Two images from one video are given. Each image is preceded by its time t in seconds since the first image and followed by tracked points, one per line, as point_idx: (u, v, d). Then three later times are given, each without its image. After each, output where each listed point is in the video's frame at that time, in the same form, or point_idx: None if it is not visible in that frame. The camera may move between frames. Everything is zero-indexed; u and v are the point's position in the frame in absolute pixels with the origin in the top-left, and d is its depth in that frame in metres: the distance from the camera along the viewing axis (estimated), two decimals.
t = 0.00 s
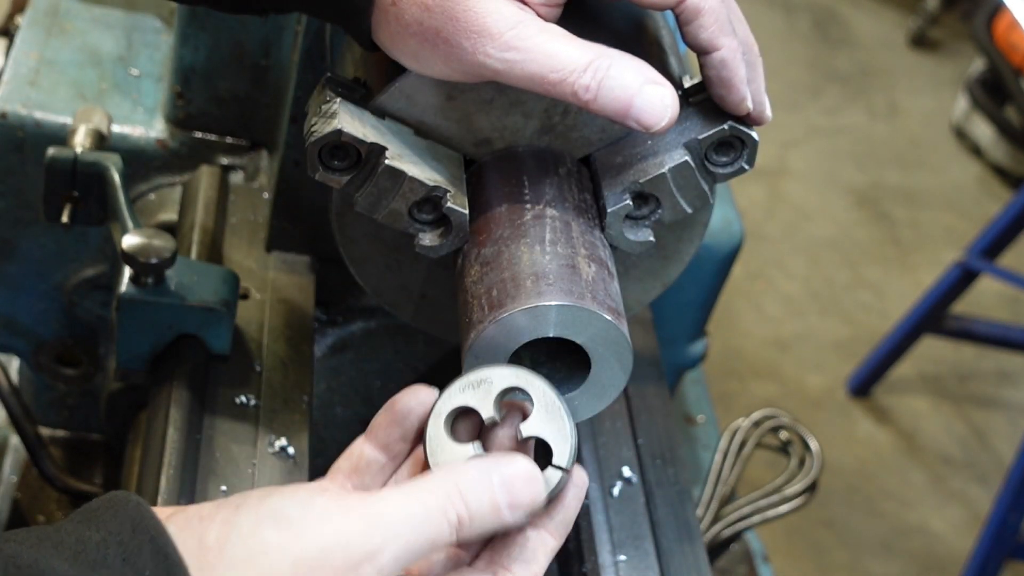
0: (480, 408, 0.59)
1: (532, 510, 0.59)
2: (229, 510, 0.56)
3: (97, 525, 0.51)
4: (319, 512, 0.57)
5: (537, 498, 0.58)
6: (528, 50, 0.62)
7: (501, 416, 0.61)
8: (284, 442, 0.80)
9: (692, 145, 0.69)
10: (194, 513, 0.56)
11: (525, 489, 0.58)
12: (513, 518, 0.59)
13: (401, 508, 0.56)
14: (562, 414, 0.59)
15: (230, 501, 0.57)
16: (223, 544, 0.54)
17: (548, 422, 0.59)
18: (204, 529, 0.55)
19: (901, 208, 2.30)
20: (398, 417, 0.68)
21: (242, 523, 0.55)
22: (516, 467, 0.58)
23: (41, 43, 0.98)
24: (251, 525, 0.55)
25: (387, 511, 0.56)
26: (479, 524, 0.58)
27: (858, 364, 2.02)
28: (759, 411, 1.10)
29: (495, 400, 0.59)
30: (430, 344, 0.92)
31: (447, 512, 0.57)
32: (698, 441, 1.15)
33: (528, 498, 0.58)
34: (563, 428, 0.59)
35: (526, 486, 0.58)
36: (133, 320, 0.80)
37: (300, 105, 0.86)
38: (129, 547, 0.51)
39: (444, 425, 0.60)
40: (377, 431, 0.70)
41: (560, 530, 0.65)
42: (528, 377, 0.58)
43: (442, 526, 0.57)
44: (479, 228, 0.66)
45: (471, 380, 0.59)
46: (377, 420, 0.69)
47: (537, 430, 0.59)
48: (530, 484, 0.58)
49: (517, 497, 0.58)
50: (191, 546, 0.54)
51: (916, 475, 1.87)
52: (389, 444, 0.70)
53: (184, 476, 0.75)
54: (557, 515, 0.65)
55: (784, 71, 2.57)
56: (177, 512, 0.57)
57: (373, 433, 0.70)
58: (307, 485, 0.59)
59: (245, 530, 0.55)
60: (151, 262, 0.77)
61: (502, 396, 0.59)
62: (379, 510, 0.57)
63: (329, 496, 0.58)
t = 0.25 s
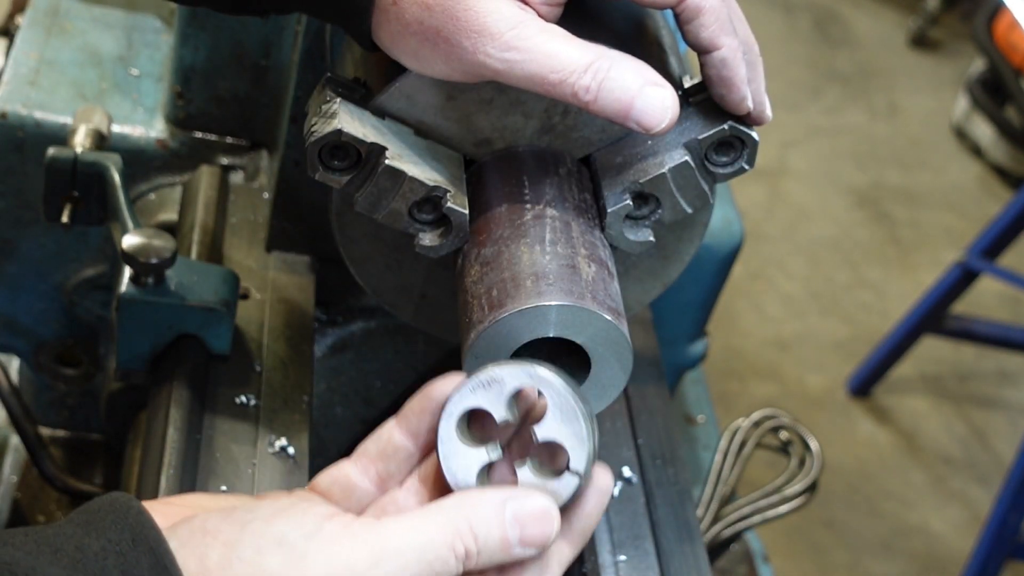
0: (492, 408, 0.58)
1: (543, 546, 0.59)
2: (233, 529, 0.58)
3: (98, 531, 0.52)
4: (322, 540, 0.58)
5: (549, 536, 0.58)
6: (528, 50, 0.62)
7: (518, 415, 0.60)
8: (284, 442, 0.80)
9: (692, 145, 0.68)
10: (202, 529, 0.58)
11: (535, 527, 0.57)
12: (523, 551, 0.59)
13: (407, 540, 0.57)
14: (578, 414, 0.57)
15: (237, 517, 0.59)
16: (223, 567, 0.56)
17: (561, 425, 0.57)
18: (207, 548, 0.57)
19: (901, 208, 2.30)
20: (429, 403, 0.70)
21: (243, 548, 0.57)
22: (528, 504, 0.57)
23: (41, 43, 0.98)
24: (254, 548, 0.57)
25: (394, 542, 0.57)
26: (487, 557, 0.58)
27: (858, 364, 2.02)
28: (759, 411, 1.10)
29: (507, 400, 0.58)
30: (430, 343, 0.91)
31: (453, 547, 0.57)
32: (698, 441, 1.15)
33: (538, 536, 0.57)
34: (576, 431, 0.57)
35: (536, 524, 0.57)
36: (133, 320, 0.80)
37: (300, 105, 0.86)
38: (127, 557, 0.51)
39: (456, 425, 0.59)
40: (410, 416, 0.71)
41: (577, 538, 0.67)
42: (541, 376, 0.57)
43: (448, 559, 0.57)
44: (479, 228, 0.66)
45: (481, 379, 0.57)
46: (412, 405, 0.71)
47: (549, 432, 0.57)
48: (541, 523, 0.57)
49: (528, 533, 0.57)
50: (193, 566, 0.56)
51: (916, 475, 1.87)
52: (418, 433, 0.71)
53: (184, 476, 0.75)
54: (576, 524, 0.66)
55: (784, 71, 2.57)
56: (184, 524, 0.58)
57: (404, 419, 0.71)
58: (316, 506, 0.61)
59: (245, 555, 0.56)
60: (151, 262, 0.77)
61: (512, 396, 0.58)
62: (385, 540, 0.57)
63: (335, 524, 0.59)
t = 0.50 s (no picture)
0: (486, 428, 0.61)
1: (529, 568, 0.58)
2: (221, 544, 0.57)
3: (85, 540, 0.52)
4: (311, 556, 0.57)
5: (536, 556, 0.58)
6: (529, 51, 0.62)
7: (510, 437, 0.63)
8: (284, 442, 0.80)
9: (692, 145, 0.68)
10: (191, 542, 0.58)
11: (522, 546, 0.57)
12: (508, 573, 0.58)
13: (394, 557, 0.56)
14: (571, 440, 0.61)
15: (224, 532, 0.59)
16: None
17: (554, 447, 0.61)
18: (195, 562, 0.57)
19: (901, 208, 2.30)
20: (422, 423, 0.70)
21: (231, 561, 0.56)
22: (516, 524, 0.57)
23: (41, 43, 0.98)
24: (242, 562, 0.57)
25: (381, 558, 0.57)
26: None
27: (858, 364, 2.02)
28: (760, 411, 1.10)
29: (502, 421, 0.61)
30: (430, 343, 0.92)
31: (441, 565, 0.57)
32: (698, 441, 1.15)
33: (525, 557, 0.57)
34: (569, 454, 0.61)
35: (524, 544, 0.57)
36: (133, 320, 0.80)
37: (300, 105, 0.86)
38: (115, 564, 0.51)
39: (449, 445, 0.62)
40: (400, 435, 0.71)
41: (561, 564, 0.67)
42: (538, 401, 0.61)
43: None
44: (479, 228, 0.66)
45: (478, 400, 0.61)
46: (403, 424, 0.70)
47: (542, 454, 0.61)
48: (528, 542, 0.57)
49: (515, 553, 0.57)
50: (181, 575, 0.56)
51: (916, 475, 1.87)
52: (409, 452, 0.71)
53: (184, 476, 0.75)
54: (561, 547, 0.66)
55: (784, 71, 2.57)
56: (171, 538, 0.58)
57: (395, 437, 0.71)
58: (305, 523, 0.60)
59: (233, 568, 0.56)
60: (151, 262, 0.77)
61: (507, 418, 0.61)
62: (373, 557, 0.57)
63: (323, 541, 0.59)
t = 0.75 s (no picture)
0: (466, 396, 0.57)
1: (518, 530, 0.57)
2: (200, 527, 0.58)
3: (71, 534, 0.52)
4: (290, 533, 0.57)
5: (524, 519, 0.56)
6: (531, 45, 0.62)
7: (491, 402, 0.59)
8: (284, 442, 0.80)
9: (692, 145, 0.68)
10: (168, 529, 0.58)
11: (508, 511, 0.56)
12: (497, 537, 0.57)
13: (375, 530, 0.56)
14: (552, 401, 0.56)
15: (204, 515, 0.59)
16: (191, 564, 0.56)
17: (537, 411, 0.56)
18: (174, 549, 0.57)
19: (901, 208, 2.30)
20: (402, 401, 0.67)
21: (212, 544, 0.57)
22: (500, 488, 0.56)
23: (41, 43, 0.98)
24: (220, 544, 0.57)
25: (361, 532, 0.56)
26: (460, 543, 0.57)
27: (857, 364, 2.02)
28: (760, 411, 1.10)
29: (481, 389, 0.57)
30: (431, 343, 0.93)
31: (425, 534, 0.56)
32: (699, 441, 1.15)
33: (512, 519, 0.56)
34: (550, 416, 0.56)
35: (510, 508, 0.56)
36: (133, 320, 0.80)
37: (300, 105, 0.86)
38: (101, 557, 0.52)
39: (429, 414, 0.58)
40: (382, 412, 0.68)
41: (553, 527, 0.64)
42: (516, 364, 0.56)
43: (420, 546, 0.56)
44: (479, 228, 0.66)
45: (455, 367, 0.57)
46: (382, 401, 0.68)
47: (524, 418, 0.56)
48: (514, 506, 0.56)
49: (500, 517, 0.56)
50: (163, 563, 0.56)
51: (916, 475, 1.87)
52: (391, 428, 0.68)
53: (183, 475, 0.75)
54: (551, 511, 0.64)
55: (784, 71, 2.57)
56: (152, 525, 0.58)
57: (377, 415, 0.68)
58: (283, 501, 0.60)
59: (214, 552, 0.56)
60: (151, 262, 0.77)
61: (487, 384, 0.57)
62: (353, 531, 0.57)
63: (301, 517, 0.59)
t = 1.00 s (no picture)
0: (469, 396, 0.58)
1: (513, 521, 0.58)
2: (207, 514, 0.57)
3: (76, 523, 0.52)
4: (296, 518, 0.57)
5: (518, 508, 0.58)
6: (534, 45, 0.62)
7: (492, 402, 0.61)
8: (284, 442, 0.80)
9: (692, 145, 0.68)
10: (176, 516, 0.57)
11: (502, 501, 0.57)
12: (492, 528, 0.58)
13: (378, 517, 0.56)
14: (554, 399, 0.58)
15: (210, 503, 0.58)
16: (199, 549, 0.55)
17: (540, 409, 0.58)
18: (181, 534, 0.56)
19: (901, 208, 2.30)
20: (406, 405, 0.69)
21: (217, 529, 0.56)
22: (494, 478, 0.57)
23: (41, 43, 0.98)
24: (227, 529, 0.56)
25: (365, 520, 0.56)
26: (457, 533, 0.58)
27: (857, 364, 2.02)
28: (760, 411, 1.10)
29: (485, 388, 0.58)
30: (431, 344, 0.92)
31: (426, 523, 0.57)
32: (698, 441, 1.15)
33: (507, 509, 0.57)
34: (553, 414, 0.58)
35: (504, 497, 0.57)
36: (133, 320, 0.80)
37: (300, 105, 0.86)
38: (107, 544, 0.51)
39: (434, 415, 0.60)
40: (384, 417, 0.69)
41: (551, 530, 0.65)
42: (519, 365, 0.58)
43: (420, 535, 0.57)
44: (479, 228, 0.66)
45: (461, 368, 0.58)
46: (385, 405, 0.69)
47: (528, 416, 0.58)
48: (508, 496, 0.57)
49: (496, 507, 0.57)
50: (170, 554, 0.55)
51: (916, 475, 1.87)
52: (394, 432, 0.69)
53: (184, 474, 0.75)
54: (548, 513, 0.65)
55: (784, 71, 2.57)
56: (157, 514, 0.57)
57: (379, 419, 0.69)
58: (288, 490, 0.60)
59: (221, 536, 0.56)
60: (151, 262, 0.77)
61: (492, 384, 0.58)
62: (357, 518, 0.57)
63: (306, 504, 0.58)
